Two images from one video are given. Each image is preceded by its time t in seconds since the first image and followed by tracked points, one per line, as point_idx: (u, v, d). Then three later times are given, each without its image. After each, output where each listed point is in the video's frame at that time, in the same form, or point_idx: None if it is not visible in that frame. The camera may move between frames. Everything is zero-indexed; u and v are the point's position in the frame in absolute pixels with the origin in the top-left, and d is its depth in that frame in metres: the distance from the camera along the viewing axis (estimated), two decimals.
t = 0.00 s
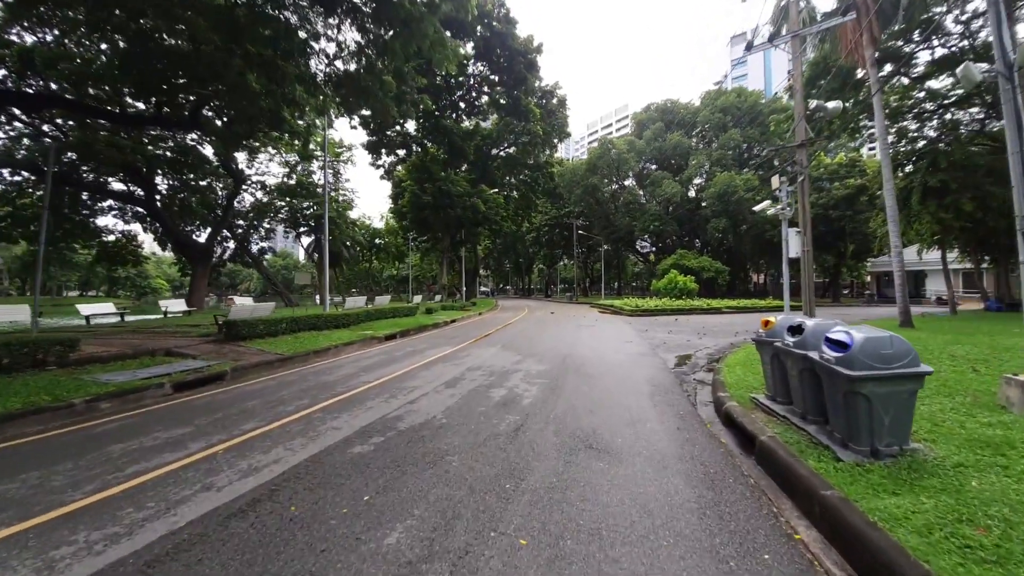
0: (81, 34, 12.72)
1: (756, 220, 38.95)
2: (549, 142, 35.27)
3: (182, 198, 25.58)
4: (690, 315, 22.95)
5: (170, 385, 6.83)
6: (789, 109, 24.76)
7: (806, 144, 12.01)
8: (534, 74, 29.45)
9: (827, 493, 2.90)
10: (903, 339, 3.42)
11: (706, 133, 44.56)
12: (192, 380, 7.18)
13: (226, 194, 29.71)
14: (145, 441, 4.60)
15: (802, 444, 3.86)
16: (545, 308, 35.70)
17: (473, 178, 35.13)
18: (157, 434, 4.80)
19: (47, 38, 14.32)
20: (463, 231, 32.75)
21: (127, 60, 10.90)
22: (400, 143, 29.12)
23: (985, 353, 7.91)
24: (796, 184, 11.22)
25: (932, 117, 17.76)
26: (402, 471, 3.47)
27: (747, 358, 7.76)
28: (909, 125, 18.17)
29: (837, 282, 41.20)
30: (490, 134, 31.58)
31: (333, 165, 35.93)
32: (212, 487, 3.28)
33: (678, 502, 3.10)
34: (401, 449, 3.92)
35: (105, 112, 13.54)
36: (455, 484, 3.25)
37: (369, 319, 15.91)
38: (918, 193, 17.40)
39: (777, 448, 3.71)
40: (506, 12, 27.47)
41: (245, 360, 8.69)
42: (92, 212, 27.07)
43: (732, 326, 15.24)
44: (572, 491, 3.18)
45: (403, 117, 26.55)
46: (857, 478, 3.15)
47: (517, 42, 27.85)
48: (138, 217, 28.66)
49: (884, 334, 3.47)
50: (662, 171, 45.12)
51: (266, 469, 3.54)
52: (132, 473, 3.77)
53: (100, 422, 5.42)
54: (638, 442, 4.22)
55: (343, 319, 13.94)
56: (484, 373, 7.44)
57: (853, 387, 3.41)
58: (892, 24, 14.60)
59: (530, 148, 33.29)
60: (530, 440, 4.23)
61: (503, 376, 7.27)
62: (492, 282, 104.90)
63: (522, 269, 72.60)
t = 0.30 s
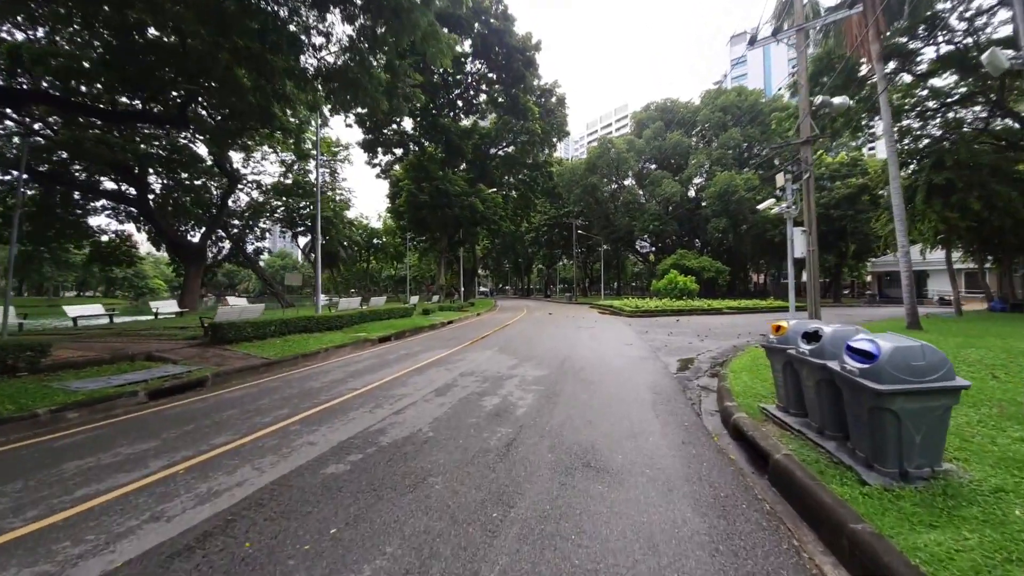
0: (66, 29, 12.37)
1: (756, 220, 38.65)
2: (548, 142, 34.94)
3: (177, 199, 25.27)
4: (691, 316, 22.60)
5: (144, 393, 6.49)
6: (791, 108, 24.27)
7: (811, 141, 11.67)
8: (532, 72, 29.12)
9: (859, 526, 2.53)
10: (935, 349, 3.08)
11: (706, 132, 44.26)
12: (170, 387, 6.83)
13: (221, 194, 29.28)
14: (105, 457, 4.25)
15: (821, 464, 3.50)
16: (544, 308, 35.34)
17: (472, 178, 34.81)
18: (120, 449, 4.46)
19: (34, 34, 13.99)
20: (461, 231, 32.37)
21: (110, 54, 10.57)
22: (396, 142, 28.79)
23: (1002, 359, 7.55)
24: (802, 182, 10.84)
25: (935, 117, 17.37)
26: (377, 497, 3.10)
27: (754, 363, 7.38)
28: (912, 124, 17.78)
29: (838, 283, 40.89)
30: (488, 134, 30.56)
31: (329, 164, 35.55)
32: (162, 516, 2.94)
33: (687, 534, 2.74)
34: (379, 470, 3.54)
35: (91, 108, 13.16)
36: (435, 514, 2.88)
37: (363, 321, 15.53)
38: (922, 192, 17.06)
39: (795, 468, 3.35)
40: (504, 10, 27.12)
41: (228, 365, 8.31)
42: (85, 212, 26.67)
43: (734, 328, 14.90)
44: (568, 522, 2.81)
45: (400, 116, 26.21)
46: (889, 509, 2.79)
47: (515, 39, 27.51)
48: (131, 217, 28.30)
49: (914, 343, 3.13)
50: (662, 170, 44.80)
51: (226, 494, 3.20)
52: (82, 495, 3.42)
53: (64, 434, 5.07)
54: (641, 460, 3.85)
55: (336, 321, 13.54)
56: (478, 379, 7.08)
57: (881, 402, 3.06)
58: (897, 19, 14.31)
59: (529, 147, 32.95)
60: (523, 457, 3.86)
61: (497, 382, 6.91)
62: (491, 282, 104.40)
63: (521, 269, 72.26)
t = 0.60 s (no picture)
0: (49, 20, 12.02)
1: (757, 220, 38.30)
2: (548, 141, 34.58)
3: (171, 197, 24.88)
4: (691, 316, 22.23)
5: (114, 397, 6.12)
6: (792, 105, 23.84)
7: (817, 135, 11.29)
8: (531, 70, 28.77)
9: (899, 562, 2.19)
10: (977, 353, 2.72)
11: (706, 131, 43.90)
12: (144, 392, 6.47)
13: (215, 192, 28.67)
14: (55, 470, 3.89)
15: (845, 482, 3.14)
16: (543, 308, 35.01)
17: (470, 177, 34.46)
18: (73, 460, 4.11)
19: (21, 30, 13.68)
20: (459, 230, 32.01)
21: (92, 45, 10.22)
22: (393, 140, 28.43)
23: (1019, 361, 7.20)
24: (808, 177, 10.44)
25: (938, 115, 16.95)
26: (343, 522, 2.73)
27: (761, 366, 7.02)
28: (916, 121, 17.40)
29: (840, 283, 40.53)
30: (487, 133, 31.90)
31: (326, 163, 35.19)
32: (96, 546, 2.60)
33: (699, 568, 2.36)
34: (350, 488, 3.17)
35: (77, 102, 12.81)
36: (407, 544, 2.51)
37: (357, 321, 15.16)
38: (928, 190, 16.70)
39: (816, 487, 2.97)
40: (502, 6, 26.71)
41: (210, 367, 7.94)
42: (78, 211, 26.24)
43: (737, 329, 14.54)
44: (560, 555, 2.43)
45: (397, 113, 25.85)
46: (929, 541, 2.43)
47: (514, 36, 27.11)
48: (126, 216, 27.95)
49: (953, 348, 2.76)
50: (662, 169, 44.44)
51: (171, 519, 2.85)
52: (17, 514, 3.08)
53: (20, 442, 4.71)
54: (642, 475, 3.48)
55: (328, 322, 13.17)
56: (470, 383, 6.71)
57: (916, 414, 2.70)
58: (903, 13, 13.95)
59: (528, 145, 32.60)
60: (512, 472, 3.48)
61: (490, 385, 6.54)
62: (491, 282, 103.98)
63: (521, 269, 71.90)
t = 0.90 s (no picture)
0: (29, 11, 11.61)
1: (759, 218, 37.90)
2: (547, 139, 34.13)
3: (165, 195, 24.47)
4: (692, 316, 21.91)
5: (80, 405, 5.77)
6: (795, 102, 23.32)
7: (825, 130, 10.88)
8: (530, 66, 28.36)
9: None
10: None
11: (708, 129, 43.46)
12: (115, 398, 6.11)
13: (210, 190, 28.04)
14: None
15: (877, 511, 2.77)
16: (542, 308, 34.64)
17: (469, 175, 34.03)
18: (18, 479, 3.74)
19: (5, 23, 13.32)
20: (458, 229, 31.59)
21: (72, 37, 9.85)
22: (390, 138, 28.02)
23: None
24: (816, 173, 10.03)
25: (942, 112, 16.45)
26: (298, 561, 2.36)
27: (769, 370, 6.66)
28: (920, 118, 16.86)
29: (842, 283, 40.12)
30: (485, 131, 31.15)
31: (323, 161, 34.81)
32: None
33: None
34: (312, 517, 2.80)
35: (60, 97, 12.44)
36: None
37: (351, 321, 14.79)
38: (935, 187, 16.30)
39: (846, 518, 2.60)
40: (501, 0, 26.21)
41: (189, 370, 7.57)
42: (72, 209, 25.73)
43: (740, 330, 14.13)
44: None
45: (394, 109, 25.44)
46: None
47: (513, 31, 26.56)
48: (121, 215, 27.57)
49: (1005, 360, 2.40)
50: (662, 168, 44.03)
51: (101, 557, 2.49)
52: None
53: None
54: (645, 499, 3.10)
55: (320, 323, 12.79)
56: (462, 388, 6.33)
57: (964, 438, 2.32)
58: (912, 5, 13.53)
59: (527, 143, 32.21)
60: (499, 497, 3.09)
61: (483, 391, 6.17)
62: (491, 281, 103.67)
63: (521, 268, 71.51)
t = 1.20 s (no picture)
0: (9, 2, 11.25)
1: (761, 218, 37.53)
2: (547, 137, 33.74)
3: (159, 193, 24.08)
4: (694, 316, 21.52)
5: (44, 411, 5.38)
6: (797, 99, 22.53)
7: (833, 123, 10.50)
8: (529, 63, 27.97)
9: None
10: None
11: (709, 128, 43.07)
12: (83, 404, 5.74)
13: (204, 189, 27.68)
14: None
15: (923, 543, 2.38)
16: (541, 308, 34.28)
17: (467, 174, 33.65)
18: None
19: None
20: (456, 228, 31.21)
21: (49, 25, 9.45)
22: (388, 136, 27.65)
23: None
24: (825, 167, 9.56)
25: (947, 109, 15.96)
26: None
27: (778, 374, 6.31)
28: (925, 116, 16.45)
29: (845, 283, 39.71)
30: (485, 129, 31.56)
31: (320, 159, 34.41)
32: None
33: None
34: (267, 550, 2.42)
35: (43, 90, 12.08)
36: None
37: (345, 321, 14.40)
38: (943, 184, 15.92)
39: (889, 554, 2.21)
40: None
41: (168, 373, 7.21)
42: (64, 207, 25.21)
43: (744, 331, 13.73)
44: None
45: (392, 106, 25.00)
46: None
47: (513, 27, 26.05)
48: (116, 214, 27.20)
49: None
50: (663, 167, 43.66)
51: None
52: None
53: None
54: (651, 528, 2.69)
55: (312, 323, 12.43)
56: (454, 392, 5.93)
57: None
58: None
59: (527, 142, 31.80)
60: (485, 524, 2.70)
61: (475, 396, 5.77)
62: (490, 281, 103.16)
63: (521, 268, 71.10)
